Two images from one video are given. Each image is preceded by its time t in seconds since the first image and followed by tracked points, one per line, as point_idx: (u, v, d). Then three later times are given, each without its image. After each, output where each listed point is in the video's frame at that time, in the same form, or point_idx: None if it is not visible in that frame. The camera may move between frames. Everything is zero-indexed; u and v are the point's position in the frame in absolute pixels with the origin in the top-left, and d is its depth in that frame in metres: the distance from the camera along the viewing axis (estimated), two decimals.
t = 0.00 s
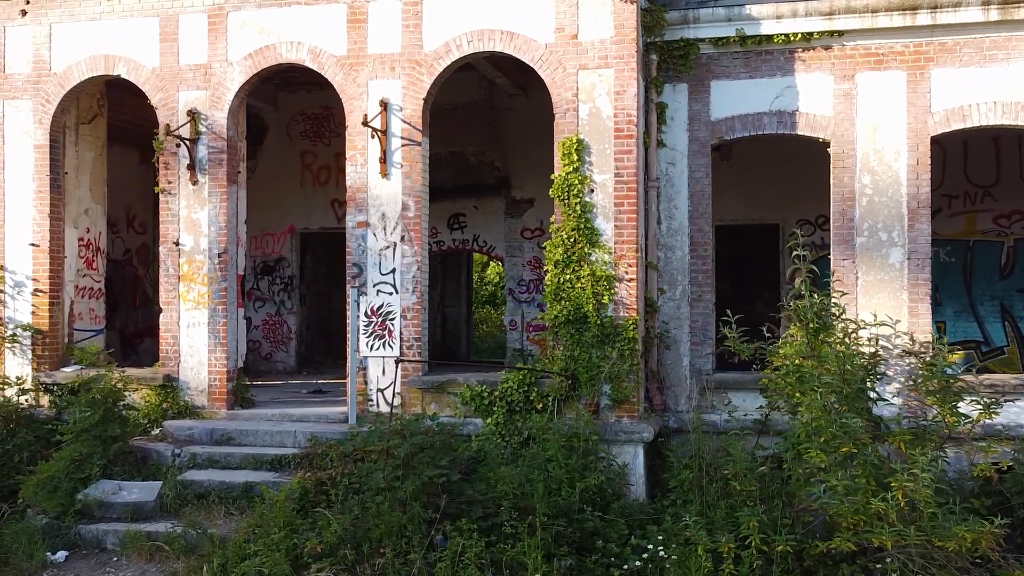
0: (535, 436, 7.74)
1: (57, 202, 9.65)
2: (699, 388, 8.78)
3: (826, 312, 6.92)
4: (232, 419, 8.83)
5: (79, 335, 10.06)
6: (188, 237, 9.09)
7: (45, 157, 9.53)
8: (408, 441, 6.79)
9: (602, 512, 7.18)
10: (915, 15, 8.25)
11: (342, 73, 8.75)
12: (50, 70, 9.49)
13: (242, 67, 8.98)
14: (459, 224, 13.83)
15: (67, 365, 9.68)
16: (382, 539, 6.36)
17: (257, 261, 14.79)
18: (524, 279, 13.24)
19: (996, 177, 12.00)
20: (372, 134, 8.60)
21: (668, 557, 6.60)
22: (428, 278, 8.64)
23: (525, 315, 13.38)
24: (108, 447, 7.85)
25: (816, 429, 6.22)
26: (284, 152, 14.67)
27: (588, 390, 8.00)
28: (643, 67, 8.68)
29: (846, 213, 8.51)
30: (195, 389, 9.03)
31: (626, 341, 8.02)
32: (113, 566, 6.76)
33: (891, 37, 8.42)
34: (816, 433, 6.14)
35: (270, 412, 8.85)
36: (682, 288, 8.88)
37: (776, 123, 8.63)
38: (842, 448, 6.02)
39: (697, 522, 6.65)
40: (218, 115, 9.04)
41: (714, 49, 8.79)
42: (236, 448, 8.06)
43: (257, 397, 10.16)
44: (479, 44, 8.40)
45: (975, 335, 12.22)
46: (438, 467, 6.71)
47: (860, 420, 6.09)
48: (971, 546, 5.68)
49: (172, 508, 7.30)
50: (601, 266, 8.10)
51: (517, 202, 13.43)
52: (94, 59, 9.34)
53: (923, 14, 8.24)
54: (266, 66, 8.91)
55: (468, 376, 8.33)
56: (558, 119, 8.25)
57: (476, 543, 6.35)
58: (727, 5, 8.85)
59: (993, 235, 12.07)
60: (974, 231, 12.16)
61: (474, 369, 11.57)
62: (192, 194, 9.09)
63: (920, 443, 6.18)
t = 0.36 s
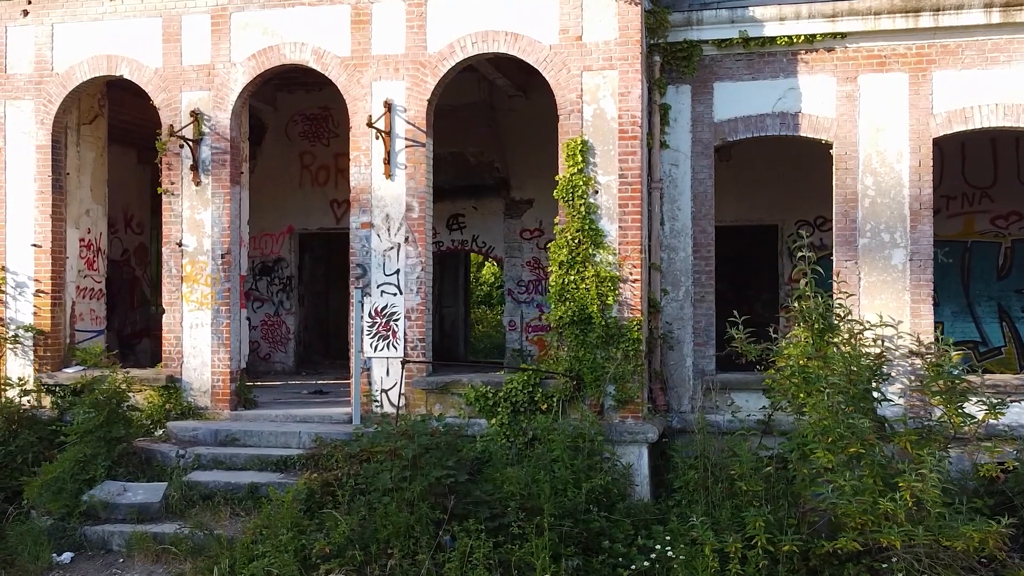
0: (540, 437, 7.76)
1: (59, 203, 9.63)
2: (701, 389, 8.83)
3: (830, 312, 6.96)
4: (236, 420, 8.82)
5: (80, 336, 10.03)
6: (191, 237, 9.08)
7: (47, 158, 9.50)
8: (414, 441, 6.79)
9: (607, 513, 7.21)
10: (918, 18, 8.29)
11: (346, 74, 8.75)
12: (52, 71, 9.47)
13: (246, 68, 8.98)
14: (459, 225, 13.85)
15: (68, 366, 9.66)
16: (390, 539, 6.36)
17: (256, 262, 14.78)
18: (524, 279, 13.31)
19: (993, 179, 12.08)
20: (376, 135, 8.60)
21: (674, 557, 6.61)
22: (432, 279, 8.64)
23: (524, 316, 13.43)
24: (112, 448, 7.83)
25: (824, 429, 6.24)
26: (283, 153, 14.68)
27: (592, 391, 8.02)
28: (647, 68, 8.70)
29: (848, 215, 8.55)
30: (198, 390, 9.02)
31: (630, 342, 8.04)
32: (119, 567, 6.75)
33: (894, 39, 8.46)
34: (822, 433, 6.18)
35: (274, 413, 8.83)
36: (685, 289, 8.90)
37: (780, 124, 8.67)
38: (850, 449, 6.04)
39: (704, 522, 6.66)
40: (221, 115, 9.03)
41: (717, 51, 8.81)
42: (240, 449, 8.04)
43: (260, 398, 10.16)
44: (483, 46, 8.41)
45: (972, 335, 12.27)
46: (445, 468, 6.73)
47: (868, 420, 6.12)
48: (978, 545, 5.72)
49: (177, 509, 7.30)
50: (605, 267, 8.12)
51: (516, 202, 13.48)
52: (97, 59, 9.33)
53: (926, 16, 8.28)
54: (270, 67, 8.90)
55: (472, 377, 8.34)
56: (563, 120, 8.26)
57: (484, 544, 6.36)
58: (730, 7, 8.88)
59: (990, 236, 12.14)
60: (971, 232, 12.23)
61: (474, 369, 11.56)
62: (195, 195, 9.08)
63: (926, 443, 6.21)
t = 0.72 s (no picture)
0: (546, 439, 7.78)
1: (61, 204, 9.59)
2: (705, 390, 8.88)
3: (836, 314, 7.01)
4: (240, 421, 8.81)
5: (81, 337, 9.99)
6: (195, 239, 9.07)
7: (49, 158, 9.47)
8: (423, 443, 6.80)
9: (614, 513, 7.23)
10: (921, 21, 8.34)
11: (351, 75, 8.75)
12: (54, 71, 9.44)
13: (250, 69, 8.96)
14: (457, 226, 13.85)
15: (70, 367, 9.62)
16: (400, 541, 6.36)
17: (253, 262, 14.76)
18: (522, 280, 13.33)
19: (990, 180, 12.16)
20: (381, 137, 8.60)
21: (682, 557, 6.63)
22: (437, 281, 8.65)
23: (523, 316, 13.44)
24: (118, 450, 7.83)
25: (834, 429, 6.29)
26: (281, 153, 14.68)
27: (598, 392, 8.05)
28: (651, 70, 8.74)
29: (851, 217, 8.60)
30: (202, 392, 9.00)
31: (636, 344, 8.07)
32: (127, 569, 6.74)
33: (897, 42, 8.52)
34: (830, 433, 6.23)
35: (278, 414, 8.82)
36: (689, 290, 8.92)
37: (783, 126, 8.71)
38: (860, 450, 6.07)
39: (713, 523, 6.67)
40: (225, 116, 9.01)
41: (721, 53, 8.85)
42: (246, 451, 8.04)
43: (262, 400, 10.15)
44: (489, 47, 8.43)
45: (969, 336, 12.37)
46: (454, 469, 6.76)
47: (877, 421, 6.16)
48: (988, 546, 5.75)
49: (184, 511, 7.29)
50: (611, 268, 8.15)
51: (514, 203, 13.49)
52: (100, 60, 9.30)
53: (929, 19, 8.34)
54: (275, 68, 8.89)
55: (477, 378, 8.35)
56: (568, 122, 8.28)
57: (494, 545, 6.37)
58: (733, 9, 8.92)
59: (987, 238, 12.22)
60: (968, 233, 12.32)
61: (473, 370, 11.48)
62: (198, 196, 9.06)
63: (934, 444, 6.26)
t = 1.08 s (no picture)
0: (551, 440, 7.80)
1: (62, 205, 9.56)
2: (708, 391, 8.90)
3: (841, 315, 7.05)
4: (243, 423, 8.79)
5: (82, 339, 9.96)
6: (198, 240, 9.06)
7: (50, 159, 9.44)
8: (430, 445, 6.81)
9: (620, 514, 7.26)
10: (923, 24, 8.39)
11: (355, 77, 8.75)
12: (56, 72, 9.41)
13: (253, 70, 8.96)
14: (455, 228, 13.84)
15: (71, 369, 9.59)
16: (408, 543, 6.38)
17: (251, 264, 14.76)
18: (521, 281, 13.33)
19: (986, 182, 12.23)
20: (385, 138, 8.61)
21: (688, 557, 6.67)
22: (441, 282, 8.66)
23: (521, 317, 13.45)
24: (122, 452, 7.82)
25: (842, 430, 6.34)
26: (278, 155, 14.68)
27: (603, 394, 8.08)
28: (654, 73, 8.77)
29: (853, 219, 8.66)
30: (205, 393, 8.99)
31: (640, 345, 8.10)
32: (133, 571, 6.74)
33: (899, 44, 8.57)
34: (836, 434, 6.27)
35: (282, 416, 8.81)
36: (692, 292, 8.94)
37: (785, 128, 8.76)
38: (867, 451, 6.16)
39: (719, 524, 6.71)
40: (228, 118, 9.00)
41: (724, 56, 8.88)
42: (251, 452, 8.03)
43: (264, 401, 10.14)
44: (493, 49, 8.45)
45: (965, 337, 12.46)
46: (462, 471, 6.78)
47: (884, 422, 6.24)
48: (994, 546, 5.82)
49: (189, 513, 7.28)
50: (615, 270, 8.17)
51: (512, 204, 13.50)
52: (102, 61, 9.28)
53: (931, 23, 8.39)
54: (278, 70, 8.89)
55: (482, 380, 8.37)
56: (572, 124, 8.31)
57: (502, 546, 6.39)
58: (736, 12, 8.95)
59: (983, 239, 12.30)
60: (965, 235, 12.39)
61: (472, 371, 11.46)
62: (201, 197, 9.05)
63: (940, 446, 6.31)
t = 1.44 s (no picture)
0: (555, 442, 7.83)
1: (63, 206, 9.53)
2: (711, 392, 8.93)
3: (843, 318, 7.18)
4: (246, 425, 8.77)
5: (82, 340, 9.92)
6: (200, 242, 9.04)
7: (51, 161, 9.41)
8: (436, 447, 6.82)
9: (625, 515, 7.29)
10: (924, 27, 8.46)
11: (358, 79, 8.75)
12: (57, 73, 9.38)
13: (256, 72, 8.95)
14: (453, 229, 13.89)
15: (72, 371, 9.56)
16: (415, 544, 6.40)
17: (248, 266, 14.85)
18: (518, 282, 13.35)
19: (981, 184, 12.32)
20: (389, 140, 8.62)
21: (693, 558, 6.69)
22: (444, 284, 8.68)
23: (519, 318, 13.47)
24: (125, 454, 7.78)
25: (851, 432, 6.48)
26: (275, 156, 14.70)
27: (606, 396, 8.10)
28: (657, 75, 8.79)
29: (854, 221, 8.72)
30: (207, 395, 8.98)
31: (643, 347, 8.13)
32: (139, 574, 6.73)
33: (899, 48, 8.63)
34: (842, 436, 6.32)
35: (284, 418, 8.80)
36: (694, 293, 8.97)
37: (787, 131, 8.81)
38: (874, 452, 6.22)
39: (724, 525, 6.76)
40: (231, 119, 9.00)
41: (725, 59, 8.93)
42: (254, 454, 8.02)
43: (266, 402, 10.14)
44: (496, 52, 8.47)
45: (961, 337, 12.56)
46: (469, 473, 6.81)
47: (891, 425, 6.30)
48: (1000, 547, 5.89)
49: (194, 516, 7.28)
50: (618, 272, 8.20)
51: (509, 206, 13.53)
52: (103, 62, 9.26)
53: (932, 26, 8.45)
54: (280, 72, 8.89)
55: (485, 381, 8.39)
56: (575, 126, 8.33)
57: (510, 548, 6.40)
58: (738, 15, 9.00)
59: (978, 241, 12.39)
60: (960, 236, 12.48)
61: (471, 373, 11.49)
62: (203, 199, 9.04)
63: (944, 447, 6.37)
